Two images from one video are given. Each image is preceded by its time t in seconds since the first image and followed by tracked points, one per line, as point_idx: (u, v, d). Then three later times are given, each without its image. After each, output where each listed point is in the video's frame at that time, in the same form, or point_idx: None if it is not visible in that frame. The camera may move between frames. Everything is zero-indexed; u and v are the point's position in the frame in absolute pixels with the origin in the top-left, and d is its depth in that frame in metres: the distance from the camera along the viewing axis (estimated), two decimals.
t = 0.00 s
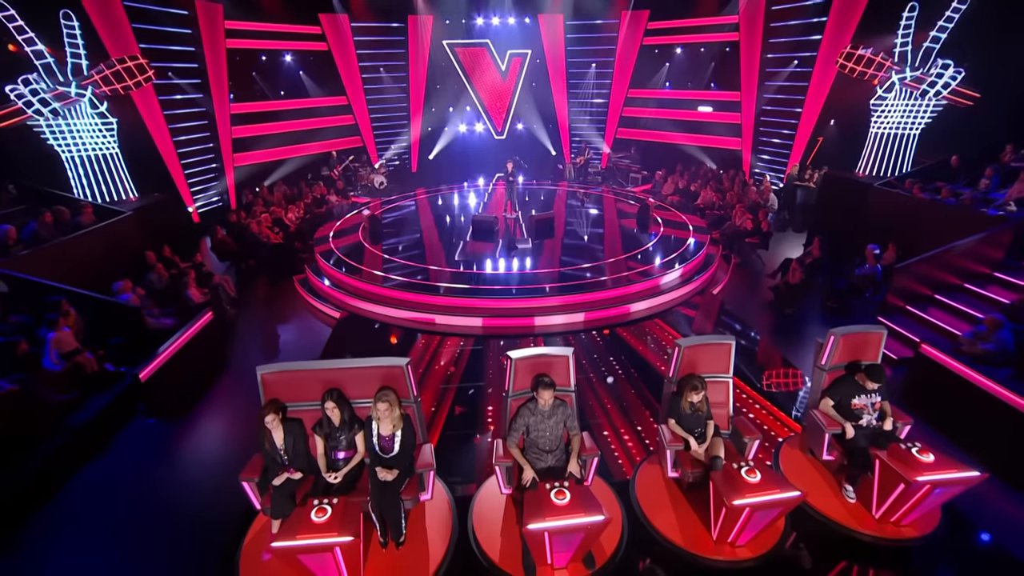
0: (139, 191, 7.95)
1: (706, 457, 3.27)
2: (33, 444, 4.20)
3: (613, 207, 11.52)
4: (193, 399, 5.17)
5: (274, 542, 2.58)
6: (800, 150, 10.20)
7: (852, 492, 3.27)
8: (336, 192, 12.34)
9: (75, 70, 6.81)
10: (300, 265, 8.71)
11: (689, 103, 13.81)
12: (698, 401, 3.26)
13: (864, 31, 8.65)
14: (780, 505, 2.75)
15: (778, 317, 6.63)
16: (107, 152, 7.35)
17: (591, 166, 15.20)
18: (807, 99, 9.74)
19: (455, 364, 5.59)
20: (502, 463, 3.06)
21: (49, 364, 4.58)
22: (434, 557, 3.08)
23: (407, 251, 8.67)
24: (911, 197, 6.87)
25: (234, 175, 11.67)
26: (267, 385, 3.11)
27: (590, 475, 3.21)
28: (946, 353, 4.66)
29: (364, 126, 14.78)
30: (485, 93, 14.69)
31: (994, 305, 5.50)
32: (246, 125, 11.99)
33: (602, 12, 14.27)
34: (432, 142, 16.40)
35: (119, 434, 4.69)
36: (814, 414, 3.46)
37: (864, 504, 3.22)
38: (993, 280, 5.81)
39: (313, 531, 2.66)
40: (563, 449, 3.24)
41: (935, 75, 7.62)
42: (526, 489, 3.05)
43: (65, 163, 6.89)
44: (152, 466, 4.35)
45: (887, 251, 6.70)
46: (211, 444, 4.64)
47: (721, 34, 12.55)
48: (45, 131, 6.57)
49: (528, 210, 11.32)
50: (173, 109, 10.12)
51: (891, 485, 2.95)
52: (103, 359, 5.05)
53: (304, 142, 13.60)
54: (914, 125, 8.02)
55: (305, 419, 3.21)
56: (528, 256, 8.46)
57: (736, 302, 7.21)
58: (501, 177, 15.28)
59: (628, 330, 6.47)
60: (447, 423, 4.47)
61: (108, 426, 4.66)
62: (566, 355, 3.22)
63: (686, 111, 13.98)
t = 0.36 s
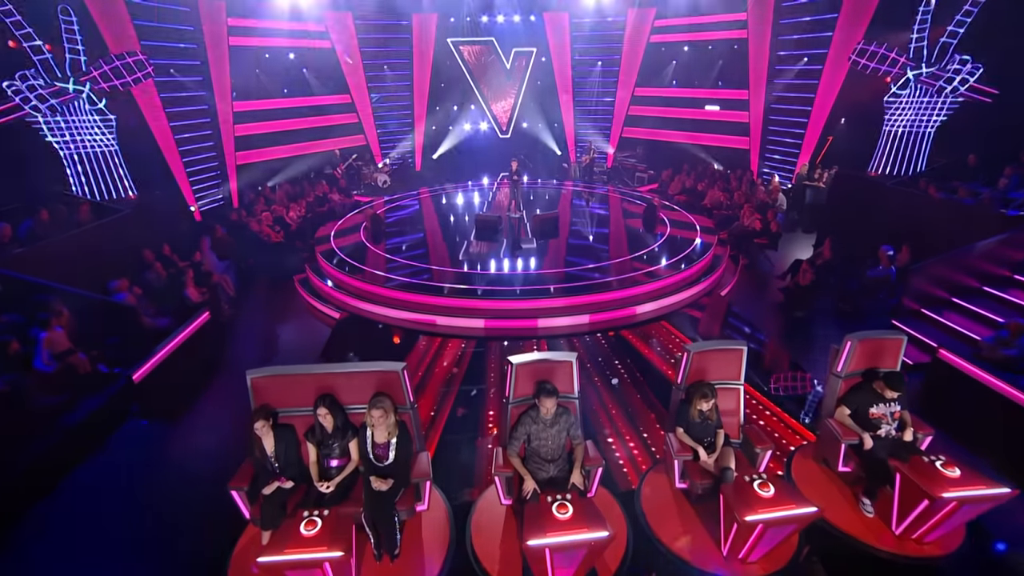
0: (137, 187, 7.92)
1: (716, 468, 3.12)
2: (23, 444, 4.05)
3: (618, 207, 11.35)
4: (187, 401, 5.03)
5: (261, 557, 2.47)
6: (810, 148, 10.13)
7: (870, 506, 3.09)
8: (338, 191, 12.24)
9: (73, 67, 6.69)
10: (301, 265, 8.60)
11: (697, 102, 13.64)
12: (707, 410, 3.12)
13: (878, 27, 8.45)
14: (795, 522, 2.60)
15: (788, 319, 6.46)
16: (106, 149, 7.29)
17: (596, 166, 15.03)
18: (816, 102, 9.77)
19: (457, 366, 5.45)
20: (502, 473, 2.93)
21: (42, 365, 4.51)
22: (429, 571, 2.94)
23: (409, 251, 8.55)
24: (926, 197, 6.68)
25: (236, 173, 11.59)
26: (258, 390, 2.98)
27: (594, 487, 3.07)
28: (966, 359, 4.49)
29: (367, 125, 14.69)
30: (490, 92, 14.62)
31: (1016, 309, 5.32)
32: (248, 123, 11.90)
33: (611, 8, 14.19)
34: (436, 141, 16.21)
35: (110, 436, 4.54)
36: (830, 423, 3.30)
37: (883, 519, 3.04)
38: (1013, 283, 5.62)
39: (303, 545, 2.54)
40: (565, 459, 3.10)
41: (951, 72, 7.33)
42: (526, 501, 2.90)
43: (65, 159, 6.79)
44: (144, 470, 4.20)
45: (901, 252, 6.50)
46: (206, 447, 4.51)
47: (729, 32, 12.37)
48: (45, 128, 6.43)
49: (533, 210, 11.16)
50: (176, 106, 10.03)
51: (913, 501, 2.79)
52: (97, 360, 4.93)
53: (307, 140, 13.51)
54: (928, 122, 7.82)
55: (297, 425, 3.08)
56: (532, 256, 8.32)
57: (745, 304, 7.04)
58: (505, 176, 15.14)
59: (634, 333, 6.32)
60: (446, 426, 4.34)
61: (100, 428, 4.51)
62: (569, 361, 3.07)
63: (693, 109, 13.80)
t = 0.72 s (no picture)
0: (135, 186, 7.74)
1: (726, 479, 2.97)
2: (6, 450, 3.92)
3: (622, 206, 11.22)
4: (181, 404, 4.87)
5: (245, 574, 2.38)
6: (819, 148, 9.67)
7: (886, 520, 2.90)
8: (339, 190, 12.14)
9: (69, 62, 6.53)
10: (300, 264, 8.48)
11: (702, 100, 13.49)
12: (716, 419, 2.98)
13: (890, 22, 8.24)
14: (811, 540, 2.46)
15: (796, 320, 6.30)
16: (103, 147, 7.16)
17: (600, 165, 14.87)
18: (826, 99, 9.23)
19: (456, 369, 5.30)
20: (501, 484, 2.80)
21: (29, 366, 4.48)
22: None
23: (411, 251, 8.43)
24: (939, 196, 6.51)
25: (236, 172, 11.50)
26: (245, 395, 2.84)
27: (597, 500, 2.95)
28: (984, 363, 4.33)
29: (370, 123, 14.56)
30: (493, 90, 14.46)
31: None
32: (248, 122, 11.78)
33: (615, 6, 14.03)
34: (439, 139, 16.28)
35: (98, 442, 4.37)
36: (844, 431, 3.15)
37: (902, 534, 2.85)
38: None
39: (288, 562, 2.48)
40: (567, 470, 2.97)
41: (966, 67, 7.23)
42: (525, 514, 2.76)
43: (60, 157, 6.68)
44: (134, 476, 4.03)
45: (913, 253, 6.34)
46: (200, 451, 4.34)
47: (734, 29, 12.22)
48: (40, 125, 6.30)
49: (535, 208, 11.01)
50: (175, 104, 9.94)
51: (938, 516, 2.61)
52: (86, 362, 4.86)
53: (308, 139, 13.43)
54: (941, 120, 7.79)
55: (287, 433, 2.94)
56: (535, 255, 8.18)
57: (753, 306, 6.87)
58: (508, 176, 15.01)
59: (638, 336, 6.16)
60: (445, 428, 4.20)
61: (88, 433, 4.38)
62: (572, 367, 2.92)
63: (698, 108, 13.65)
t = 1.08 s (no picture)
0: (132, 185, 7.65)
1: (736, 492, 2.80)
2: None
3: (625, 206, 11.07)
4: (173, 407, 4.68)
5: None
6: (825, 145, 9.61)
7: (908, 535, 2.70)
8: (340, 189, 12.04)
9: (62, 57, 6.41)
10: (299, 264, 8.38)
11: (707, 99, 13.35)
12: (725, 428, 2.83)
13: (900, 17, 8.07)
14: (829, 560, 2.36)
15: (804, 322, 6.14)
16: (99, 145, 7.09)
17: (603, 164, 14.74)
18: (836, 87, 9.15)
19: (457, 370, 5.20)
20: (498, 497, 2.67)
21: (14, 369, 4.41)
22: None
23: (412, 250, 8.31)
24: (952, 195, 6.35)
25: (236, 171, 11.40)
26: (230, 403, 2.71)
27: (598, 514, 2.77)
28: (1004, 368, 4.17)
29: (370, 122, 14.56)
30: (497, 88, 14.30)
31: None
32: (248, 119, 11.67)
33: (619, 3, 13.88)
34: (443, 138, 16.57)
35: (87, 446, 4.17)
36: (860, 441, 3.00)
37: (925, 551, 2.64)
38: None
39: None
40: (569, 481, 2.83)
41: (981, 63, 7.13)
42: (525, 528, 2.68)
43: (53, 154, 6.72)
44: (121, 481, 3.82)
45: (925, 254, 6.19)
46: (192, 457, 4.13)
47: (739, 27, 12.08)
48: (31, 122, 6.31)
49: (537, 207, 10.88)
50: (174, 101, 9.84)
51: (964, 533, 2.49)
52: (76, 364, 4.75)
53: (309, 137, 13.32)
54: (954, 118, 7.78)
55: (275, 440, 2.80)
56: (536, 255, 8.04)
57: (760, 308, 6.72)
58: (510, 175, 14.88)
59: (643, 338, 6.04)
60: (443, 435, 4.05)
61: (76, 438, 4.19)
62: (574, 374, 2.77)
63: (702, 107, 13.51)
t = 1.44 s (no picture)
0: (125, 183, 7.79)
1: (747, 506, 2.66)
2: None
3: (626, 205, 10.96)
4: (164, 411, 4.47)
5: None
6: (832, 141, 8.70)
7: (927, 553, 2.49)
8: (339, 188, 11.95)
9: (53, 51, 6.35)
10: (296, 264, 8.26)
11: (709, 98, 13.26)
12: (735, 439, 2.68)
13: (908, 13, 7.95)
14: None
15: (810, 322, 6.01)
16: (90, 143, 7.20)
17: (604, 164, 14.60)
18: (843, 78, 8.16)
19: (453, 375, 5.03)
20: (495, 512, 2.51)
21: None
22: None
23: (411, 250, 8.20)
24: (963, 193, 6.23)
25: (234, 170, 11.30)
26: (212, 411, 2.56)
27: (603, 530, 2.68)
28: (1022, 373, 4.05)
29: (370, 121, 14.27)
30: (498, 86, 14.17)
31: None
32: (246, 117, 11.57)
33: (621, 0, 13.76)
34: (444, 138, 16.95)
35: (71, 450, 3.95)
36: (877, 452, 2.84)
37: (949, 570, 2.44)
38: None
39: None
40: (570, 494, 2.70)
41: (993, 58, 7.21)
42: (524, 545, 2.51)
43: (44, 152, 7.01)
44: (108, 485, 3.62)
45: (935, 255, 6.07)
46: (182, 463, 3.90)
47: (741, 25, 11.97)
48: (21, 118, 6.50)
49: (537, 207, 10.76)
50: (171, 98, 9.72)
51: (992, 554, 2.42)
52: (63, 368, 4.62)
53: (308, 136, 13.22)
54: (963, 115, 7.96)
55: (261, 450, 2.66)
56: (537, 255, 7.91)
57: (764, 309, 6.59)
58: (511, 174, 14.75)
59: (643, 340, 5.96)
60: (440, 442, 3.93)
61: (61, 443, 3.98)
62: (577, 381, 2.63)
63: (705, 106, 13.41)
